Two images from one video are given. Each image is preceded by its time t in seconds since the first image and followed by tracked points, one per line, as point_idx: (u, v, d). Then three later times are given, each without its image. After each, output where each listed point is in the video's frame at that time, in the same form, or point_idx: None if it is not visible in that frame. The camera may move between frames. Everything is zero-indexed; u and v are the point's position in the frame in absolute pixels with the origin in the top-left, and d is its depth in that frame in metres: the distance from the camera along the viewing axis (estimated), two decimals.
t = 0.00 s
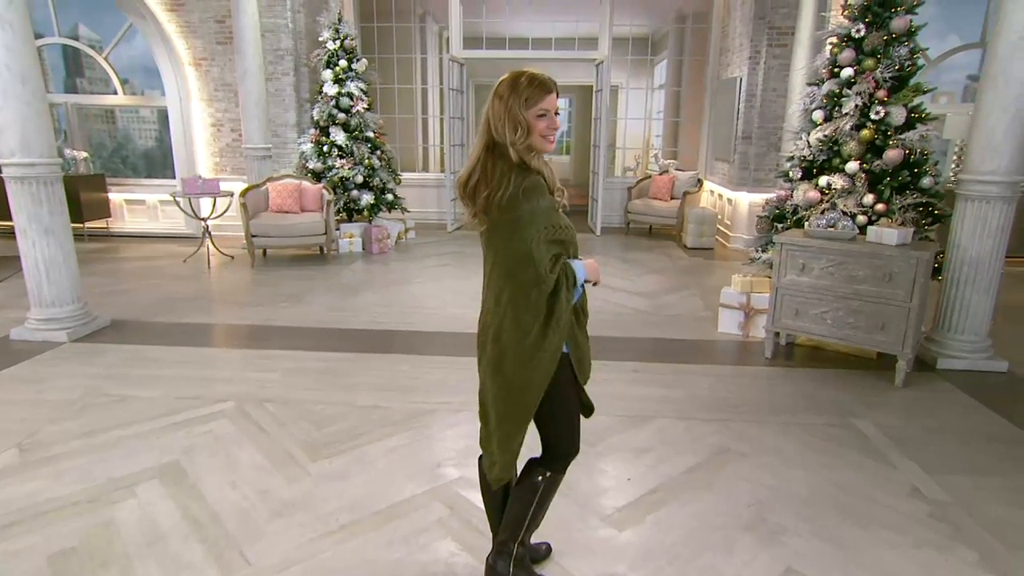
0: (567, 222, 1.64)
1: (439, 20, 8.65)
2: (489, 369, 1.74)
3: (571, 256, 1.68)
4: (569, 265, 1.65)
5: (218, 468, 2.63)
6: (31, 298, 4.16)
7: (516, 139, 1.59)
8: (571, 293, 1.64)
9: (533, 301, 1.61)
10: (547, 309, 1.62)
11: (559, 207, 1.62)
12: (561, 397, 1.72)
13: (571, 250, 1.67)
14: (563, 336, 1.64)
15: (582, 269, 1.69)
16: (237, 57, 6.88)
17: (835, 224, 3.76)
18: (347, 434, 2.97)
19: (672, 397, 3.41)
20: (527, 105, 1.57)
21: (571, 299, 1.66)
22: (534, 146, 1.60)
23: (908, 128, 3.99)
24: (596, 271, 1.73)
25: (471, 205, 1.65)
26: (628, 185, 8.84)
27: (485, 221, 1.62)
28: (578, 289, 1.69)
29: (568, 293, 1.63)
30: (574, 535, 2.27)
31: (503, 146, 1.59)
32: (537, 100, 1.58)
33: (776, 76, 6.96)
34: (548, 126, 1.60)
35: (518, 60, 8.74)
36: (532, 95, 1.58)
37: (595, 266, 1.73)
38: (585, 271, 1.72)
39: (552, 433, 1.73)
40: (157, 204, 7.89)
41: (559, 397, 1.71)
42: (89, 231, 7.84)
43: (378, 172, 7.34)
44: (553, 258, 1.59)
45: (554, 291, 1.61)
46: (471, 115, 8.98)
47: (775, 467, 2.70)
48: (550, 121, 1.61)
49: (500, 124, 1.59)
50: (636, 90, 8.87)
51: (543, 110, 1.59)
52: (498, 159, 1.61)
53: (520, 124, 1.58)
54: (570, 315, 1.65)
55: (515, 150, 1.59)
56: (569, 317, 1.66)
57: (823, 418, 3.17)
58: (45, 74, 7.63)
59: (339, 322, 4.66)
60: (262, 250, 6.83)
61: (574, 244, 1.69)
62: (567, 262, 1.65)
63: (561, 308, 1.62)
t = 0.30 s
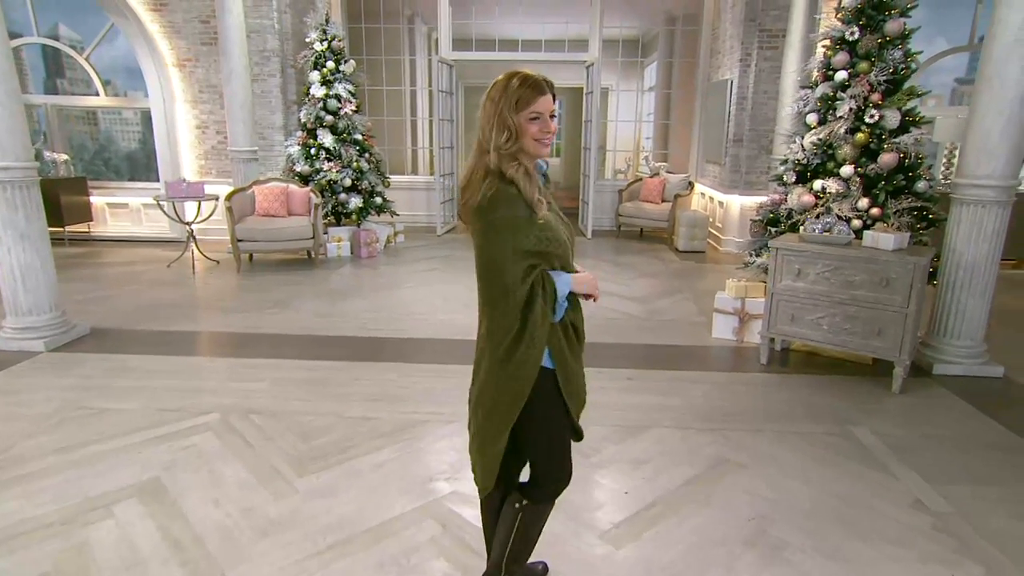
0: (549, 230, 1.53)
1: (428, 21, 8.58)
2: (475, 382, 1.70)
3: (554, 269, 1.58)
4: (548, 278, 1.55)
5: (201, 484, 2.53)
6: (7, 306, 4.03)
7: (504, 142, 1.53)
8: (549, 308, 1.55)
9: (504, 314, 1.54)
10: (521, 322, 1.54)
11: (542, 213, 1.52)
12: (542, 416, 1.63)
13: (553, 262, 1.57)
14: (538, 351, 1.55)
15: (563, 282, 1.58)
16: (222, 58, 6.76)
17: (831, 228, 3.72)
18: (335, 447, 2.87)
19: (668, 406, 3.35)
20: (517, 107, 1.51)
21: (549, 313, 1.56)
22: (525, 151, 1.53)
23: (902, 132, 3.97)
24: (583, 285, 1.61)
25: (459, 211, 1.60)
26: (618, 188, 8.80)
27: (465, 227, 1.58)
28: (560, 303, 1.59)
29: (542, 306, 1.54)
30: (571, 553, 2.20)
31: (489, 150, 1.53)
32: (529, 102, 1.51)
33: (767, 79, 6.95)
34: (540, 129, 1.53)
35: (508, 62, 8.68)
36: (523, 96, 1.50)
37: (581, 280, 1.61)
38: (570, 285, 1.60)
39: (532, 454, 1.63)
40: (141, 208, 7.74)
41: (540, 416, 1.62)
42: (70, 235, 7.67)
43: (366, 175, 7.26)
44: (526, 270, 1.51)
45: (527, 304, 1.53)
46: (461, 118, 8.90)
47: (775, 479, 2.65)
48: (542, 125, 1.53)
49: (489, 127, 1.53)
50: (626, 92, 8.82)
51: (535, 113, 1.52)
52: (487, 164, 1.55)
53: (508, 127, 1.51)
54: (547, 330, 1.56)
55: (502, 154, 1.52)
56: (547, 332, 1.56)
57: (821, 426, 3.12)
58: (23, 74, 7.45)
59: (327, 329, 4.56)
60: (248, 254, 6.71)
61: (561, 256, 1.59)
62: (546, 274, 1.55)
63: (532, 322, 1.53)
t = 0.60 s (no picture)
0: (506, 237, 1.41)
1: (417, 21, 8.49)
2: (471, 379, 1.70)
3: (516, 278, 1.46)
4: (501, 286, 1.45)
5: (183, 502, 2.43)
6: None
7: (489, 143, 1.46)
8: (496, 316, 1.45)
9: (453, 316, 1.51)
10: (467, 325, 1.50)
11: (505, 219, 1.41)
12: (501, 425, 1.55)
13: (514, 270, 1.45)
14: (484, 358, 1.48)
15: (516, 295, 1.44)
16: (206, 58, 6.64)
17: (826, 232, 3.67)
18: (324, 460, 2.79)
19: (664, 413, 3.29)
20: (503, 106, 1.44)
21: (499, 321, 1.47)
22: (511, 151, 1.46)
23: (896, 134, 3.93)
24: (543, 300, 1.44)
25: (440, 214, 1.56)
26: (609, 189, 8.75)
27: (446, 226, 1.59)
28: (515, 314, 1.46)
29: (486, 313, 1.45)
30: (569, 571, 2.12)
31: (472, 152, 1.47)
32: (514, 101, 1.43)
33: (758, 79, 6.94)
34: (528, 128, 1.44)
35: (497, 62, 8.61)
36: (507, 95, 1.44)
37: (541, 294, 1.44)
38: (529, 298, 1.45)
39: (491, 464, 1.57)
40: (123, 211, 7.59)
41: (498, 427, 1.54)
42: (51, 238, 7.50)
43: (354, 177, 7.13)
44: (472, 274, 1.45)
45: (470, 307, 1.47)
46: (450, 119, 8.81)
47: (775, 490, 2.59)
48: (531, 124, 1.45)
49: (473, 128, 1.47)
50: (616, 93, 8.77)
51: (522, 112, 1.44)
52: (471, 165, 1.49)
53: (492, 127, 1.44)
54: (495, 339, 1.47)
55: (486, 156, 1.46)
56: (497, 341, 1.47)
57: (820, 434, 3.07)
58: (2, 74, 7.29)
59: (314, 335, 4.46)
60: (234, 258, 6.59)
61: (525, 264, 1.45)
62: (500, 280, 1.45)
63: (476, 328, 1.47)
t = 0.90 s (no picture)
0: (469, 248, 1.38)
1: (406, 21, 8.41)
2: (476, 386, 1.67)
3: (480, 292, 1.40)
4: (461, 298, 1.41)
5: (164, 520, 2.34)
6: None
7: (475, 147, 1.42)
8: (452, 328, 1.41)
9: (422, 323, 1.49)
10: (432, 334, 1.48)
11: (470, 230, 1.37)
12: (470, 438, 1.50)
13: (477, 284, 1.40)
14: (444, 369, 1.44)
15: (469, 309, 1.38)
16: (191, 57, 6.52)
17: (823, 236, 3.62)
18: (312, 473, 2.70)
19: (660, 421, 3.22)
20: (489, 108, 1.38)
21: (456, 334, 1.42)
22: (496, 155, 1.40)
23: (892, 136, 3.89)
24: (499, 318, 1.36)
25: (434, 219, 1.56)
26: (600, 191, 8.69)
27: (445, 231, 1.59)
28: (472, 329, 1.40)
29: (442, 324, 1.42)
30: None
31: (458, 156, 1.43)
32: (500, 103, 1.37)
33: (750, 81, 6.91)
34: (514, 132, 1.37)
35: (487, 63, 8.54)
36: (492, 96, 1.38)
37: (495, 311, 1.36)
38: (484, 315, 1.38)
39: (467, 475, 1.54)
40: (106, 213, 7.45)
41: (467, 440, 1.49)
42: (31, 242, 7.34)
43: (343, 179, 7.03)
44: (436, 282, 1.43)
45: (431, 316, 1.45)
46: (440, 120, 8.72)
47: (776, 501, 2.53)
48: (517, 127, 1.37)
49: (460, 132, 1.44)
50: (607, 94, 8.73)
51: (509, 114, 1.37)
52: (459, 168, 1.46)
53: (478, 130, 1.40)
54: (453, 352, 1.43)
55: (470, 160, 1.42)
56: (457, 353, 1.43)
57: (818, 441, 3.02)
58: None
59: (302, 341, 4.36)
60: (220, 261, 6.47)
61: (487, 278, 1.40)
62: (461, 291, 1.42)
63: (434, 337, 1.44)
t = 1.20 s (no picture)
0: (451, 264, 1.36)
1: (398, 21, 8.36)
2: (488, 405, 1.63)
3: (461, 311, 1.37)
4: (441, 314, 1.38)
5: (149, 538, 2.25)
6: None
7: (464, 160, 1.40)
8: (431, 343, 1.39)
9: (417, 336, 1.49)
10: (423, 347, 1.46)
11: (452, 246, 1.35)
12: (455, 456, 1.45)
13: (458, 302, 1.37)
14: (427, 383, 1.43)
15: (443, 327, 1.35)
16: (179, 57, 6.41)
17: (822, 239, 3.57)
18: (304, 486, 2.62)
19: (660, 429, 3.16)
20: (475, 120, 1.36)
21: (436, 350, 1.40)
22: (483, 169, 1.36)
23: (891, 138, 3.84)
24: (470, 339, 1.32)
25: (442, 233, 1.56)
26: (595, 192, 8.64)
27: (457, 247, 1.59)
28: (448, 346, 1.37)
29: (422, 338, 1.40)
30: None
31: (449, 171, 1.43)
32: (484, 114, 1.34)
33: (745, 81, 6.88)
34: (498, 143, 1.32)
35: (480, 64, 8.47)
36: (477, 108, 1.35)
37: (468, 332, 1.32)
38: (458, 334, 1.34)
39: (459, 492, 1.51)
40: (93, 216, 7.32)
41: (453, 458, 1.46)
42: (16, 245, 7.20)
43: (335, 181, 6.94)
44: (422, 297, 1.43)
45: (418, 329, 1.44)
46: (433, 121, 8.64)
47: (780, 512, 2.47)
48: (501, 138, 1.32)
49: (452, 146, 1.42)
50: (601, 95, 8.68)
51: (492, 125, 1.33)
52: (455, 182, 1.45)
53: (465, 144, 1.38)
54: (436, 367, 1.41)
55: (459, 174, 1.41)
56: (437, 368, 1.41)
57: (820, 449, 2.96)
58: None
59: (294, 347, 4.28)
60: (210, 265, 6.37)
61: (467, 297, 1.36)
62: (443, 307, 1.39)
63: (416, 350, 1.43)
